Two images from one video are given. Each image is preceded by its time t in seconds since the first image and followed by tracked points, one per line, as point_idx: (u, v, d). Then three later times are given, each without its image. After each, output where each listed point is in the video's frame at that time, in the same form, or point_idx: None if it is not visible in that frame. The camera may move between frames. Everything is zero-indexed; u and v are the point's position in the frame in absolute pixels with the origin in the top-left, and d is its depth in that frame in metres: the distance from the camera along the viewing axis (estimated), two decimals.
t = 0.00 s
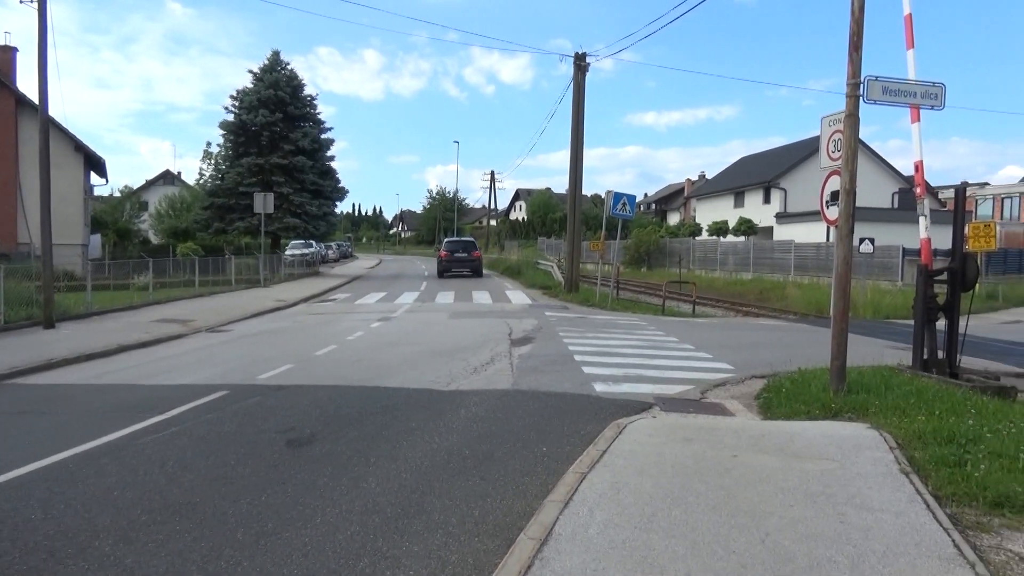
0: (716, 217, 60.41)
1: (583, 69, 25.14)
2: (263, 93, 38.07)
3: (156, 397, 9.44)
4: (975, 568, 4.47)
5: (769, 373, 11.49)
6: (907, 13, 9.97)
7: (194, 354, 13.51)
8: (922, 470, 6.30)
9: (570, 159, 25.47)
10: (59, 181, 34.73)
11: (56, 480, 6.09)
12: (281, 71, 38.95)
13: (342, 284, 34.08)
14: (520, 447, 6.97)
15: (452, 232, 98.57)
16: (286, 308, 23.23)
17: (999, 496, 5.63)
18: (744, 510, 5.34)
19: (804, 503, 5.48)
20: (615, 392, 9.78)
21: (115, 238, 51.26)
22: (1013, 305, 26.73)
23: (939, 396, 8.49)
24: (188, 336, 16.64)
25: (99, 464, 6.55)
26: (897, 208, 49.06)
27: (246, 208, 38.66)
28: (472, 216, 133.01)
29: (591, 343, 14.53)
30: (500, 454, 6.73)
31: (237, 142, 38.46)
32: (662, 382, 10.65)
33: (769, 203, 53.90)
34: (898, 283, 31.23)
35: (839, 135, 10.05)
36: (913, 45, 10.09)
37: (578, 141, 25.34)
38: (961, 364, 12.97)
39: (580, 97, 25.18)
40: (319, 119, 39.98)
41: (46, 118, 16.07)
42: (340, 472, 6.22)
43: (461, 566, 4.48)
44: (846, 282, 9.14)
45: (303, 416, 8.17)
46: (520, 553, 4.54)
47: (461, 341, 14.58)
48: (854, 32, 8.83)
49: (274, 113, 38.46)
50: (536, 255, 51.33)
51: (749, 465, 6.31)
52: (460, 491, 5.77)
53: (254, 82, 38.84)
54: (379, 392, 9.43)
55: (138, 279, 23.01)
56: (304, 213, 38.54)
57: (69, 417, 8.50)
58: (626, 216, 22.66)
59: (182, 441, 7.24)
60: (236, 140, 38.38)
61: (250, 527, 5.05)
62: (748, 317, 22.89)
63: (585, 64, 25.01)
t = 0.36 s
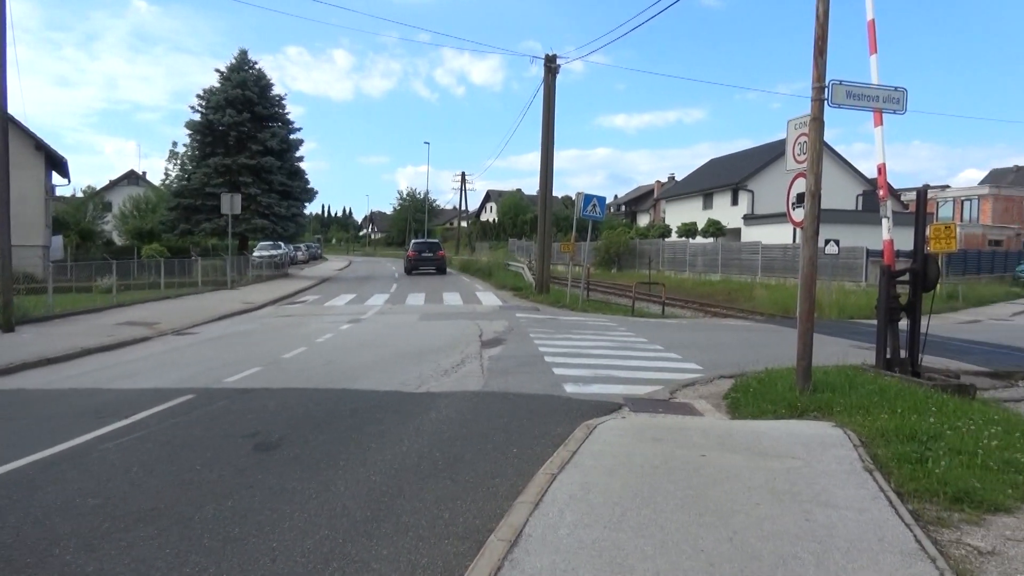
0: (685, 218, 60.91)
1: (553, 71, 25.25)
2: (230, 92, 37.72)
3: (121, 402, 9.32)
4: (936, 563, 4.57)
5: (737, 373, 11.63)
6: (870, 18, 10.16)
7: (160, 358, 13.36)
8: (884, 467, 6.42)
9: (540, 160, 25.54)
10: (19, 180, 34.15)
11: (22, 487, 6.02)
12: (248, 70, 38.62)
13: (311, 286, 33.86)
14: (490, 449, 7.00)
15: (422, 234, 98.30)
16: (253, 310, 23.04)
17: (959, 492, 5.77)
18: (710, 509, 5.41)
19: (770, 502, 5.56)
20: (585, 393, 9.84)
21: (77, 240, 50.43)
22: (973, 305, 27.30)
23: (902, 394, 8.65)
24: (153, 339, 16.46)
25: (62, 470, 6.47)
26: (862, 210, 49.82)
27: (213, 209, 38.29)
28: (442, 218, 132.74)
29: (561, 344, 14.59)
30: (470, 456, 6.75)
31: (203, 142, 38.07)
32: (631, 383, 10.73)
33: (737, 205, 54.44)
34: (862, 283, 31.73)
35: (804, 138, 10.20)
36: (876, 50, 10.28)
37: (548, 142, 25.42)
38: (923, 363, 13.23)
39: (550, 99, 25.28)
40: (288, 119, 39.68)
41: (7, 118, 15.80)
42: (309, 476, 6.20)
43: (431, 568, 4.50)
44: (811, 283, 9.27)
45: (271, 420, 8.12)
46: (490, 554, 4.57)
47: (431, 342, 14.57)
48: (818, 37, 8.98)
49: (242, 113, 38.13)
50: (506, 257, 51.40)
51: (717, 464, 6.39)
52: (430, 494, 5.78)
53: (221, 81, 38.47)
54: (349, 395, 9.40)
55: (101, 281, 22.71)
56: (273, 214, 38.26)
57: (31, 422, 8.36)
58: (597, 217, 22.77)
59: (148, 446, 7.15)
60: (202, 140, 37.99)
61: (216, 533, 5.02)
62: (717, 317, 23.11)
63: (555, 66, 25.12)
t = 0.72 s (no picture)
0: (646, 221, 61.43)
1: (515, 74, 25.33)
2: (187, 92, 37.21)
3: (74, 408, 9.17)
4: (887, 558, 4.70)
5: (696, 374, 11.79)
6: (825, 25, 10.39)
7: (114, 363, 13.14)
8: (839, 465, 6.57)
9: (502, 162, 25.60)
10: None
11: None
12: (206, 70, 38.14)
13: (271, 289, 33.52)
14: (452, 452, 7.02)
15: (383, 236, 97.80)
16: (211, 314, 22.72)
17: (910, 489, 5.93)
18: (670, 509, 5.49)
19: (728, 501, 5.67)
20: (547, 395, 9.92)
21: (28, 243, 49.30)
22: (924, 306, 27.97)
23: (856, 394, 8.86)
24: (107, 343, 16.19)
25: (14, 479, 6.35)
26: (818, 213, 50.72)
27: (169, 210, 37.76)
28: (404, 220, 132.21)
29: (524, 346, 14.65)
30: (432, 460, 6.77)
31: (159, 143, 37.46)
32: (593, 385, 10.82)
33: (697, 208, 55.05)
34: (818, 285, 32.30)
35: (761, 143, 10.40)
36: (830, 57, 10.51)
37: (510, 145, 25.49)
38: (877, 363, 13.54)
39: (512, 101, 25.36)
40: (246, 119, 39.26)
41: None
42: (269, 482, 6.17)
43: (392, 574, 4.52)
44: (769, 284, 9.44)
45: (229, 425, 8.06)
46: (452, 559, 4.59)
47: (393, 346, 14.54)
48: (774, 43, 9.16)
49: (199, 113, 37.63)
50: (468, 259, 51.38)
51: (676, 465, 6.49)
52: (392, 498, 5.79)
53: (178, 80, 37.93)
54: (310, 400, 9.35)
55: (52, 285, 22.26)
56: (231, 217, 37.88)
57: None
58: (559, 219, 22.87)
59: (103, 454, 7.06)
60: (158, 141, 37.38)
61: (173, 542, 4.98)
62: (678, 319, 23.36)
63: (517, 69, 25.21)
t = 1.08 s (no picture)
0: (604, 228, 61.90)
1: (474, 80, 25.39)
2: (138, 95, 36.57)
3: (20, 420, 8.96)
4: (839, 558, 4.82)
5: (653, 380, 11.92)
6: (777, 37, 10.61)
7: (62, 373, 12.86)
8: (792, 468, 6.70)
9: (461, 169, 25.62)
10: None
11: None
12: (158, 72, 37.54)
13: (225, 296, 33.07)
14: (411, 461, 7.01)
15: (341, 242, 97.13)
16: (163, 323, 22.36)
17: (860, 490, 6.08)
18: (627, 514, 5.55)
19: (685, 504, 5.75)
20: (507, 402, 9.95)
21: None
22: (874, 311, 28.64)
23: (809, 397, 9.03)
24: (55, 353, 15.84)
25: None
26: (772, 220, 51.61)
27: (119, 216, 37.06)
28: (362, 227, 131.41)
29: (482, 353, 14.68)
30: (391, 468, 6.76)
31: (109, 146, 36.66)
32: (552, 391, 10.87)
33: (655, 215, 55.60)
34: (773, 291, 32.83)
35: (715, 151, 10.57)
36: (782, 67, 10.73)
37: (469, 151, 25.53)
38: (829, 366, 13.81)
39: (471, 108, 25.42)
40: (200, 123, 38.71)
41: None
42: (222, 494, 6.11)
43: None
44: (724, 290, 9.57)
45: (182, 436, 7.95)
46: (410, 568, 4.60)
47: (351, 353, 14.47)
48: (728, 53, 9.35)
49: (151, 116, 37.02)
50: (428, 266, 51.17)
51: (634, 470, 6.56)
52: (348, 509, 5.76)
53: (129, 83, 37.26)
54: (267, 409, 9.26)
55: None
56: (185, 223, 37.35)
57: None
58: (518, 226, 22.95)
59: (50, 468, 6.92)
60: (108, 144, 36.57)
61: (123, 557, 4.90)
62: (636, 325, 23.57)
63: (477, 76, 25.27)
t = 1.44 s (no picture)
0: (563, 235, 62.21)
1: (432, 87, 25.38)
2: (87, 98, 35.86)
3: None
4: (791, 560, 4.92)
5: (610, 386, 12.02)
6: (731, 49, 10.82)
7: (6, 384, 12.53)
8: (746, 472, 6.82)
9: (419, 177, 25.58)
10: None
11: None
12: (108, 75, 36.87)
13: (177, 305, 32.49)
14: (366, 471, 6.97)
15: (298, 250, 96.11)
16: (112, 331, 21.89)
17: (812, 492, 6.21)
18: (584, 521, 5.60)
19: (642, 510, 5.82)
20: (465, 410, 9.96)
21: None
22: (825, 318, 29.21)
23: (762, 402, 9.19)
24: None
25: None
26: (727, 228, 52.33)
27: (66, 222, 36.27)
28: (319, 234, 130.23)
29: (441, 361, 14.66)
30: (347, 479, 6.72)
31: (56, 151, 35.83)
32: (510, 399, 10.89)
33: (612, 222, 56.03)
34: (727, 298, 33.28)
35: (671, 160, 10.73)
36: (735, 78, 10.94)
37: (427, 158, 25.50)
38: (783, 372, 14.05)
39: (429, 115, 25.40)
40: (152, 128, 38.07)
41: None
42: (173, 507, 6.02)
43: None
44: (680, 296, 9.70)
45: (132, 448, 7.81)
46: None
47: (307, 361, 14.34)
48: (683, 64, 9.50)
49: (100, 120, 36.31)
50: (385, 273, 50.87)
51: (592, 477, 6.62)
52: (304, 520, 5.72)
53: (77, 86, 36.52)
54: (221, 419, 9.15)
55: None
56: (135, 229, 36.69)
57: None
58: (476, 233, 22.96)
59: None
60: (55, 148, 35.75)
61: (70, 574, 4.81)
62: (594, 332, 23.72)
63: (435, 83, 25.28)
